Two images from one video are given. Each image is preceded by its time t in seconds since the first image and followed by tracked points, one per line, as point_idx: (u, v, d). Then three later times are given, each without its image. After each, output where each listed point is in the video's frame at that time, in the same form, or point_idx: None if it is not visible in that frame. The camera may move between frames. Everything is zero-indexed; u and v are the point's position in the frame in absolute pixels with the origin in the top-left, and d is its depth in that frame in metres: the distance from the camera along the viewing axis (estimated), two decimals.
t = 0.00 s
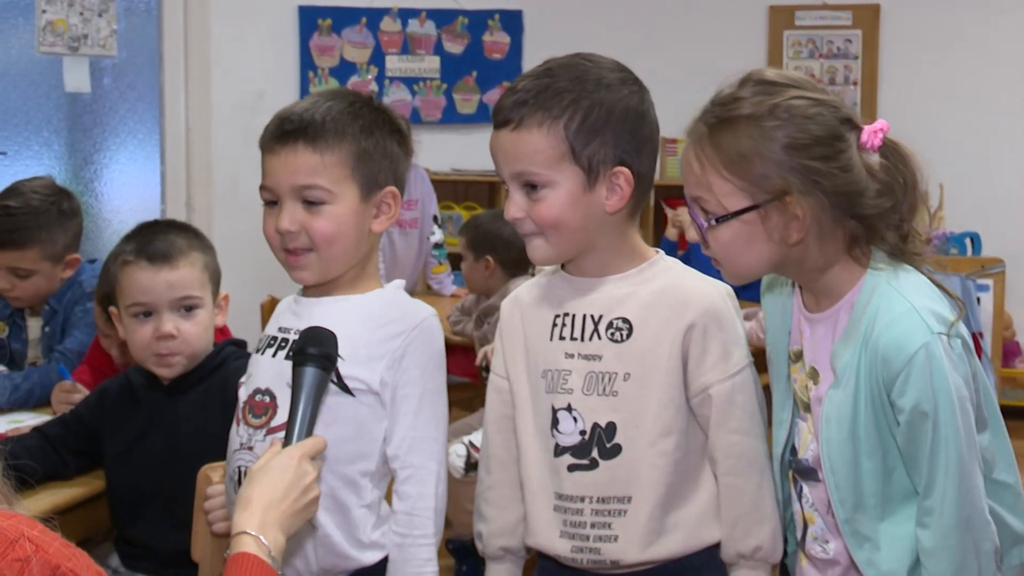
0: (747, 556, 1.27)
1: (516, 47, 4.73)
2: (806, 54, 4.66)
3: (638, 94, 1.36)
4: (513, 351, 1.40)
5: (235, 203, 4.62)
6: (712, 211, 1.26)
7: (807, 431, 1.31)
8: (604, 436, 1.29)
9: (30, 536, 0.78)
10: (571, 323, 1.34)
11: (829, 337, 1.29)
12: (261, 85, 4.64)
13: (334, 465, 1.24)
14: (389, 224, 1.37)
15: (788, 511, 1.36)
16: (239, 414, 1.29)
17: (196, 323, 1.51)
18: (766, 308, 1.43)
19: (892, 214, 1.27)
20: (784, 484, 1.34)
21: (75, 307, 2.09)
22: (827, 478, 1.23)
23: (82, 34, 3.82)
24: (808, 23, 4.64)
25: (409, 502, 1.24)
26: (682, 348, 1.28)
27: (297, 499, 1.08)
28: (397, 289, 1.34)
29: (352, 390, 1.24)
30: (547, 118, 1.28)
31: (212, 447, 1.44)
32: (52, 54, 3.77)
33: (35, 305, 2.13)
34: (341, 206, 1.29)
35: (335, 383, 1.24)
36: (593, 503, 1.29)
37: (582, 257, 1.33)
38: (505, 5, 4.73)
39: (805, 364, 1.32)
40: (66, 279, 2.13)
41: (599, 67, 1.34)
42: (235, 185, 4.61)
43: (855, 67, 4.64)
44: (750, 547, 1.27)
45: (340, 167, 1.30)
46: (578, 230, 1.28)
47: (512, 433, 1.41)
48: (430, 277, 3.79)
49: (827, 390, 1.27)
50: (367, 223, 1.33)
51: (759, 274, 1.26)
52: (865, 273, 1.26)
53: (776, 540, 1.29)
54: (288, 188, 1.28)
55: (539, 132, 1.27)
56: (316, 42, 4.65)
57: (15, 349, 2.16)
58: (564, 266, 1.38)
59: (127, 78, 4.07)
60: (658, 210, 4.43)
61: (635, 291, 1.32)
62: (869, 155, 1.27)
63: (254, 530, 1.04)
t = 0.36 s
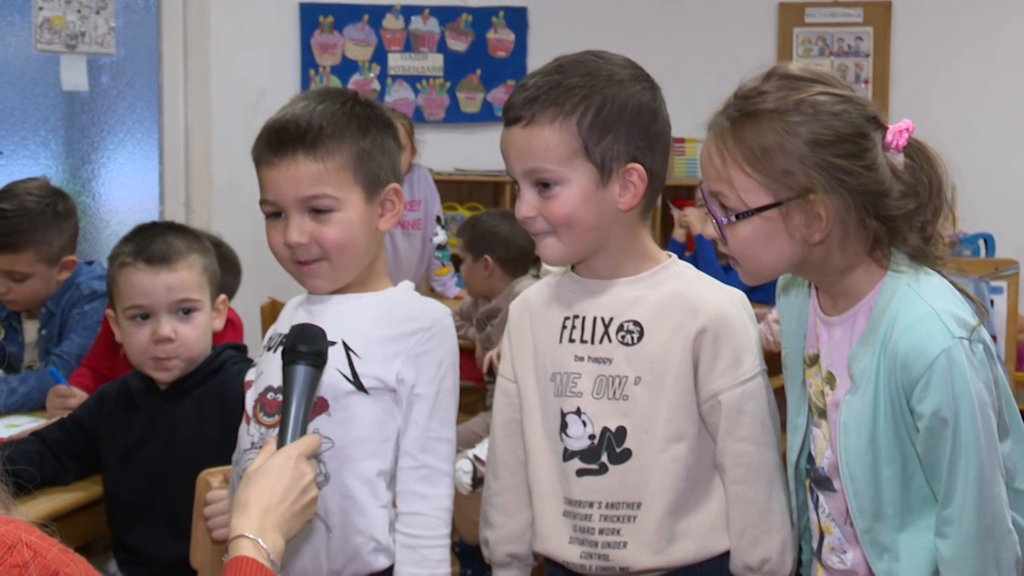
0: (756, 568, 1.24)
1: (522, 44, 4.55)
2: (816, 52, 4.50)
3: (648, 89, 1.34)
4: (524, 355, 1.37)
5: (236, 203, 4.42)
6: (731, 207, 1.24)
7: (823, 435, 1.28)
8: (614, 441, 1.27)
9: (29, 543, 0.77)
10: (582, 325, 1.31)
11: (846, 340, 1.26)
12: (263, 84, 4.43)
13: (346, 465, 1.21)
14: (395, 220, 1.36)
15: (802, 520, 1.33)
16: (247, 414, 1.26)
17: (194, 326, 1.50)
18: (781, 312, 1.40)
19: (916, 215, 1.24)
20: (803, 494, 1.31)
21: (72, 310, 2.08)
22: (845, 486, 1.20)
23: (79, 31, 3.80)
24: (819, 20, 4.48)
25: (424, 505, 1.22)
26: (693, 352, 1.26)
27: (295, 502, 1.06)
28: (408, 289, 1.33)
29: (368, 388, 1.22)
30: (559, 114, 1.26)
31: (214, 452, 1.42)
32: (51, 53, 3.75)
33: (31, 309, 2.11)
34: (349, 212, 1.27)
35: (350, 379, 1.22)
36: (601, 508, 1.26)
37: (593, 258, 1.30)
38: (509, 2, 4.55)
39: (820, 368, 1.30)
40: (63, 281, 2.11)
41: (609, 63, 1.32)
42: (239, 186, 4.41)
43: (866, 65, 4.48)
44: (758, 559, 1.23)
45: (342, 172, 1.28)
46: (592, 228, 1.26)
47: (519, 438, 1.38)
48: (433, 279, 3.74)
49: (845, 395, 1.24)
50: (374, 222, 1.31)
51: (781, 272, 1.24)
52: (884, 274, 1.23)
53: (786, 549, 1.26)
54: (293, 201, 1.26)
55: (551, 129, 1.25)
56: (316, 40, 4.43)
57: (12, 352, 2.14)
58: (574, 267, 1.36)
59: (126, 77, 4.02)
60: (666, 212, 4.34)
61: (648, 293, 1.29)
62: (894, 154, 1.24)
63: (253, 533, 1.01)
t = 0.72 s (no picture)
0: None
1: (527, 41, 4.36)
2: (826, 49, 4.34)
3: (670, 87, 1.31)
4: (537, 357, 1.34)
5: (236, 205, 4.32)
6: (743, 214, 1.21)
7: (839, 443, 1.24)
8: (627, 444, 1.24)
9: (22, 545, 0.76)
10: (599, 325, 1.29)
11: (860, 347, 1.23)
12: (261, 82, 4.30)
13: (348, 474, 1.18)
14: (407, 224, 1.33)
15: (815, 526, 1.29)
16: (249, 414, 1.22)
17: (195, 324, 1.48)
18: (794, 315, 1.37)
19: (932, 217, 1.21)
20: (817, 502, 1.28)
21: (66, 312, 2.07)
22: (859, 495, 1.17)
23: (74, 28, 3.57)
24: (829, 17, 4.32)
25: (424, 530, 1.20)
26: (710, 355, 1.22)
27: (292, 507, 1.04)
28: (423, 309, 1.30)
29: (376, 399, 1.20)
30: (580, 111, 1.23)
31: (213, 456, 1.41)
32: (45, 50, 3.52)
33: (24, 310, 2.10)
34: (359, 221, 1.24)
35: (359, 389, 1.19)
36: (613, 513, 1.23)
37: (611, 258, 1.28)
38: None
39: (834, 375, 1.26)
40: (58, 282, 2.10)
41: (630, 59, 1.30)
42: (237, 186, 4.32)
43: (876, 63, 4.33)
44: (770, 567, 1.20)
45: (350, 181, 1.25)
46: (613, 224, 1.23)
47: (533, 441, 1.34)
48: (435, 281, 3.76)
49: (859, 402, 1.20)
50: (386, 226, 1.29)
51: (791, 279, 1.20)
52: (899, 277, 1.20)
53: (801, 557, 1.22)
54: (303, 212, 1.23)
55: (575, 125, 1.23)
56: (316, 37, 4.29)
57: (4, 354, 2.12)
58: (591, 267, 1.33)
59: (122, 75, 3.83)
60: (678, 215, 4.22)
61: (667, 294, 1.26)
62: (907, 154, 1.20)
63: (249, 539, 0.99)
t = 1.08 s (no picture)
0: None
1: (528, 36, 4.27)
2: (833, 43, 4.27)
3: (685, 83, 1.29)
4: (545, 356, 1.32)
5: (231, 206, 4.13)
6: (753, 214, 1.18)
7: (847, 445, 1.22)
8: (636, 445, 1.21)
9: (17, 546, 0.74)
10: (608, 324, 1.26)
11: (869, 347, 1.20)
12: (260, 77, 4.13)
13: (355, 476, 1.16)
14: (422, 228, 1.30)
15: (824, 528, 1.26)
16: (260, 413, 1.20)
17: (194, 324, 1.46)
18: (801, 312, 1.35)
19: (944, 212, 1.18)
20: (826, 504, 1.25)
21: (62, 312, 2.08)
22: (867, 496, 1.14)
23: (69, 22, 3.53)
24: (836, 11, 4.26)
25: (437, 540, 1.18)
26: (721, 355, 1.20)
27: (288, 513, 1.01)
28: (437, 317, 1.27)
29: (384, 402, 1.18)
30: (593, 108, 1.20)
31: (211, 457, 1.40)
32: (41, 45, 3.49)
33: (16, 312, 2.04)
34: (374, 230, 1.22)
35: (369, 392, 1.17)
36: (621, 515, 1.20)
37: (622, 258, 1.25)
38: None
39: (843, 375, 1.24)
40: (54, 281, 2.09)
41: (645, 55, 1.27)
42: (235, 186, 4.12)
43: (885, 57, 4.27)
44: (781, 571, 1.17)
45: (362, 190, 1.22)
46: (625, 222, 1.21)
47: (540, 441, 1.32)
48: (437, 280, 3.67)
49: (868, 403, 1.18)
50: (400, 233, 1.26)
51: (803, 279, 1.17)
52: (910, 276, 1.17)
53: (813, 562, 1.20)
54: (315, 224, 1.21)
55: (589, 123, 1.20)
56: (315, 32, 4.16)
57: None
58: (602, 265, 1.31)
59: (117, 71, 3.77)
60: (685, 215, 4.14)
61: (677, 293, 1.23)
62: (917, 149, 1.18)
63: (246, 545, 0.97)
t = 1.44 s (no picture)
0: None
1: (530, 33, 4.12)
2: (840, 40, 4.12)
3: (685, 80, 1.27)
4: (548, 358, 1.30)
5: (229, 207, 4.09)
6: (769, 212, 1.15)
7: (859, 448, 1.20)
8: (640, 450, 1.19)
9: (8, 550, 0.71)
10: (611, 326, 1.24)
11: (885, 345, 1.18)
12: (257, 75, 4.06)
13: (399, 477, 1.14)
14: (430, 225, 1.29)
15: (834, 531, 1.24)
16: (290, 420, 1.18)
17: (188, 326, 1.45)
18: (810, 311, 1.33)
19: (961, 203, 1.16)
20: (836, 507, 1.23)
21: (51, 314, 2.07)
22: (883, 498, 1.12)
23: (62, 19, 3.64)
24: (843, 7, 4.10)
25: (474, 537, 1.17)
26: (726, 358, 1.17)
27: (287, 520, 0.99)
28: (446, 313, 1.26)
29: (421, 401, 1.17)
30: (593, 106, 1.18)
31: (202, 461, 1.38)
32: (33, 41, 3.59)
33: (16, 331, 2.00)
34: (387, 225, 1.19)
35: (406, 392, 1.16)
36: (624, 521, 1.18)
37: (623, 259, 1.23)
38: None
39: (857, 375, 1.22)
40: (46, 281, 2.08)
41: (644, 52, 1.25)
42: (230, 187, 4.07)
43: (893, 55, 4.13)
44: None
45: (374, 186, 1.20)
46: (626, 222, 1.18)
47: (541, 445, 1.30)
48: (436, 280, 3.55)
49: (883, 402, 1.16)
50: (411, 229, 1.24)
51: (822, 275, 1.15)
52: (927, 271, 1.15)
53: (820, 568, 1.17)
54: (326, 222, 1.18)
55: (588, 121, 1.18)
56: (313, 28, 4.06)
57: None
58: (603, 266, 1.28)
59: (112, 67, 3.80)
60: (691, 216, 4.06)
61: (682, 295, 1.21)
62: (931, 140, 1.15)
63: (244, 553, 0.94)
